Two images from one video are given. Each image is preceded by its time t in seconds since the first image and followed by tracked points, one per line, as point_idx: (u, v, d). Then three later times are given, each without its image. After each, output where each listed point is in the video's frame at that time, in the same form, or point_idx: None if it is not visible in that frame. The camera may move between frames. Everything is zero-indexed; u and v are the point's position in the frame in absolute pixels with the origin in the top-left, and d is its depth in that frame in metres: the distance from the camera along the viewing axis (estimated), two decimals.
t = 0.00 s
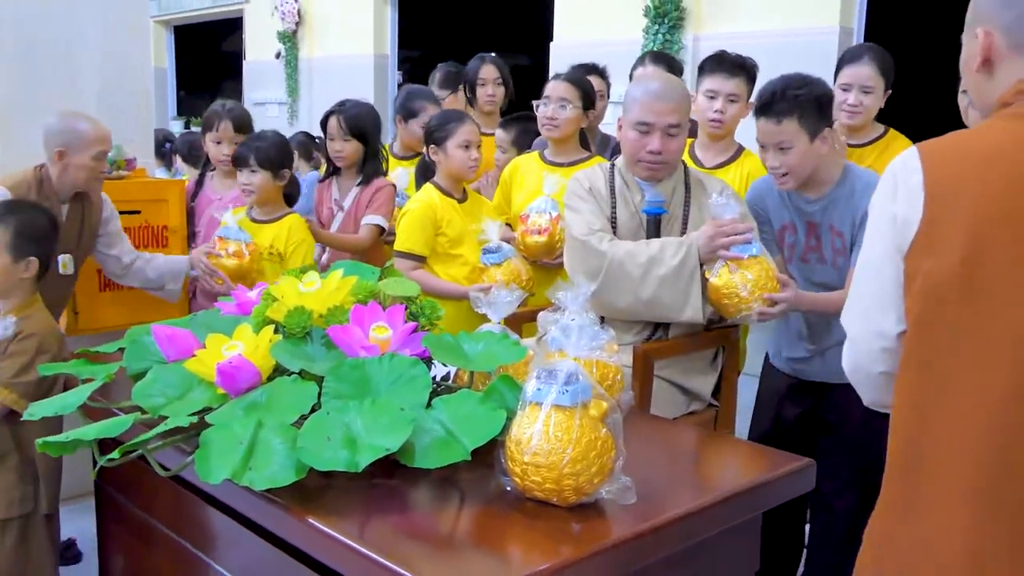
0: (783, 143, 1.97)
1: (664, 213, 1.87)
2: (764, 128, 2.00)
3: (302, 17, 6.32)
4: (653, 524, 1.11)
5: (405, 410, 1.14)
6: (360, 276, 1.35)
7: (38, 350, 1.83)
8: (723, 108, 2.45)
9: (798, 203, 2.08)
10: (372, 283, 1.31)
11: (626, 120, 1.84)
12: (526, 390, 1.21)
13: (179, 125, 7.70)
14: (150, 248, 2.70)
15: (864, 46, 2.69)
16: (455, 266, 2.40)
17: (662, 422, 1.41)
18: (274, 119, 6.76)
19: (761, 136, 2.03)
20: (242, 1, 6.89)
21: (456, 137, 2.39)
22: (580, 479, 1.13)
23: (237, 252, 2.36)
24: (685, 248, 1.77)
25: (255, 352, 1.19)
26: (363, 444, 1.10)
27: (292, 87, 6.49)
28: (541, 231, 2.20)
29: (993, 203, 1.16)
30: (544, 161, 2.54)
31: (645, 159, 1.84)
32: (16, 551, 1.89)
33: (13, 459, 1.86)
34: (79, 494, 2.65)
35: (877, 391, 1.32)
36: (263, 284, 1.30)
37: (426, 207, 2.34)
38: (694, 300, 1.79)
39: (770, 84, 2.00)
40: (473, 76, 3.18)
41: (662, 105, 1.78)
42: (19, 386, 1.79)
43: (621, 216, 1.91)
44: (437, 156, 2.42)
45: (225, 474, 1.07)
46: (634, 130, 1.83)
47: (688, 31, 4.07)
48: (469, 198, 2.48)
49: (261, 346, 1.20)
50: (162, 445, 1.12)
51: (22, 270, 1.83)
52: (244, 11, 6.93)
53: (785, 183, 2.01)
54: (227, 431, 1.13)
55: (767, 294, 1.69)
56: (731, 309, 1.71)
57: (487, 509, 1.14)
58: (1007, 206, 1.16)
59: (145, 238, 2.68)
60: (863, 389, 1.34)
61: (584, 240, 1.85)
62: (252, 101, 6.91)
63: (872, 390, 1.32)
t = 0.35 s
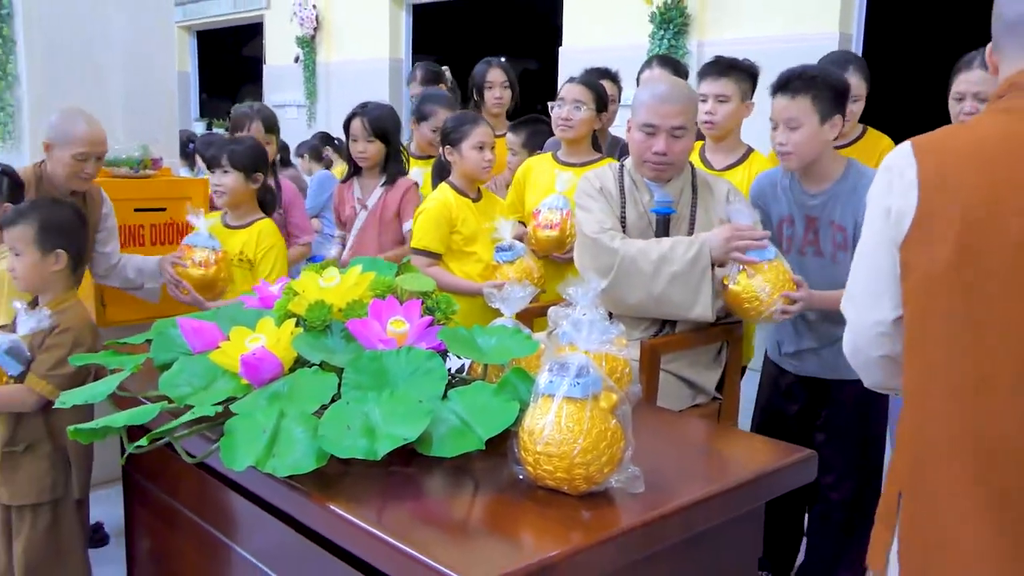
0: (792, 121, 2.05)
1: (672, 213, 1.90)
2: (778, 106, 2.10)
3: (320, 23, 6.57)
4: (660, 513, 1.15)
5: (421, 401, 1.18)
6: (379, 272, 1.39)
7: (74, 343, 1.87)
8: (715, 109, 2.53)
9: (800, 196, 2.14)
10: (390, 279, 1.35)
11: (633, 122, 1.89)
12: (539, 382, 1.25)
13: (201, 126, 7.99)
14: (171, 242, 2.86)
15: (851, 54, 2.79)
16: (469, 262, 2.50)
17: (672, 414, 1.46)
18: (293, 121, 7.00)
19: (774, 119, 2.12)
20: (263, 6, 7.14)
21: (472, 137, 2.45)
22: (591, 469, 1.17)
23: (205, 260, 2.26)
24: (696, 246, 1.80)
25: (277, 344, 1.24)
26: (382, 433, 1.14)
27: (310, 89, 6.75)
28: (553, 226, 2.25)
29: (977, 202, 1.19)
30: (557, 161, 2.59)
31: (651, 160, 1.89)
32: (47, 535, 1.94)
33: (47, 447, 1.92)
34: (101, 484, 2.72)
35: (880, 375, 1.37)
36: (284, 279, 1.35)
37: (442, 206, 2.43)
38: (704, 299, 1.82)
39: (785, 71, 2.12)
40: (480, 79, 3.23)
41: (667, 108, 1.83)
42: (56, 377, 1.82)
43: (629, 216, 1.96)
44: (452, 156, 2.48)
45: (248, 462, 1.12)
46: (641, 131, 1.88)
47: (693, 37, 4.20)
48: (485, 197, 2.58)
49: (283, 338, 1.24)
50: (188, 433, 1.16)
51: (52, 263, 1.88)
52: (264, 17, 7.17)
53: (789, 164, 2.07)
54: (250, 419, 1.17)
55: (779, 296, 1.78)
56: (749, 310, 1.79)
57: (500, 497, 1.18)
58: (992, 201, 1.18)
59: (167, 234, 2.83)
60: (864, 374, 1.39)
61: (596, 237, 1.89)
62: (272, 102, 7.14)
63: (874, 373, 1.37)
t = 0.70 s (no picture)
0: (799, 109, 2.11)
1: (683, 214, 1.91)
2: (786, 98, 2.15)
3: (337, 29, 7.11)
4: (671, 501, 1.19)
5: (441, 393, 1.21)
6: (397, 268, 1.43)
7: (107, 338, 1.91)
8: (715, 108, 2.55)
9: (805, 190, 2.20)
10: (408, 275, 1.40)
11: (645, 127, 1.93)
12: (555, 375, 1.30)
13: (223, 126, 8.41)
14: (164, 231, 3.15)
15: (855, 56, 2.81)
16: (485, 260, 2.64)
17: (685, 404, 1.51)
18: (313, 123, 7.60)
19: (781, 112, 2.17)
20: (285, 14, 7.71)
21: (487, 140, 2.60)
22: (606, 458, 1.20)
23: (170, 253, 2.30)
24: (707, 247, 1.83)
25: (301, 338, 1.28)
26: (403, 424, 1.18)
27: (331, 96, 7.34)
28: (567, 225, 2.30)
29: (983, 203, 1.21)
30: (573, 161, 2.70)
31: (662, 164, 1.93)
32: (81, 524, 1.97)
33: (76, 436, 1.94)
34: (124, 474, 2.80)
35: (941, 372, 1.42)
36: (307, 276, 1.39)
37: (458, 206, 2.57)
38: (717, 297, 1.87)
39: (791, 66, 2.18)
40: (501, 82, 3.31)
41: (678, 113, 1.87)
42: (88, 369, 1.87)
43: (641, 218, 2.01)
44: (469, 158, 2.65)
45: (275, 451, 1.16)
46: (652, 136, 1.92)
47: (699, 41, 4.55)
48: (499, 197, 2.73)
49: (307, 333, 1.28)
50: (216, 424, 1.20)
51: (80, 265, 1.92)
52: (287, 24, 7.76)
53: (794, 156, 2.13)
54: (276, 410, 1.21)
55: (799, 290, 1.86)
56: (772, 308, 1.86)
57: (517, 486, 1.22)
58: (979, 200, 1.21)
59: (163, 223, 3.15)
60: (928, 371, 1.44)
61: (606, 241, 1.93)
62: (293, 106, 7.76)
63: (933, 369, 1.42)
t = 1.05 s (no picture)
0: (819, 108, 2.13)
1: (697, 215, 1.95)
2: (804, 95, 2.16)
3: (356, 34, 7.19)
4: (683, 491, 1.22)
5: (460, 385, 1.24)
6: (417, 265, 1.48)
7: (137, 330, 1.90)
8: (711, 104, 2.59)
9: (813, 184, 2.25)
10: (428, 272, 1.44)
11: (667, 124, 1.96)
12: (570, 368, 1.34)
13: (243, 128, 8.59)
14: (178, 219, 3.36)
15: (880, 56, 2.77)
16: (500, 257, 2.74)
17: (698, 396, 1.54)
18: (331, 125, 7.76)
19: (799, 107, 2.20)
20: (304, 19, 7.82)
21: (501, 141, 2.68)
22: (619, 449, 1.24)
23: (161, 254, 2.22)
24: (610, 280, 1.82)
25: (324, 333, 1.32)
26: (423, 415, 1.21)
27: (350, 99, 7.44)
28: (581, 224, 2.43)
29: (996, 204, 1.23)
30: (587, 162, 2.79)
31: (683, 161, 1.96)
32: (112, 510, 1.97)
33: (110, 425, 1.93)
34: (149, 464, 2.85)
35: None
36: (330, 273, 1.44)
37: (474, 205, 2.65)
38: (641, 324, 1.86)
39: (810, 63, 2.18)
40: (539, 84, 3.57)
41: (701, 111, 1.90)
42: (122, 355, 1.87)
43: (654, 219, 2.05)
44: (485, 158, 2.73)
45: (299, 440, 1.19)
46: (674, 133, 1.95)
47: (707, 45, 4.68)
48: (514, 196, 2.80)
49: (329, 327, 1.33)
50: (242, 413, 1.24)
51: (99, 264, 1.92)
52: (304, 29, 7.89)
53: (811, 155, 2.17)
54: (301, 401, 1.25)
55: (850, 267, 1.97)
56: (825, 283, 1.97)
57: (533, 475, 1.26)
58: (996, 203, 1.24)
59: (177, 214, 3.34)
60: None
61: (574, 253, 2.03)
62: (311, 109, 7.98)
63: None
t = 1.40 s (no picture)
0: (834, 106, 2.20)
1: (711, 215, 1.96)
2: (815, 94, 2.21)
3: (374, 38, 7.35)
4: (693, 480, 1.26)
5: (476, 377, 1.28)
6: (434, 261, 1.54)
7: (148, 322, 1.90)
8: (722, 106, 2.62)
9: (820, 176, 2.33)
10: (445, 268, 1.50)
11: (678, 125, 2.00)
12: (583, 362, 1.37)
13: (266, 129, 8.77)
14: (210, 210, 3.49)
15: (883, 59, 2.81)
16: (514, 254, 2.79)
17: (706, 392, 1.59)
18: (349, 127, 7.90)
19: (808, 104, 2.25)
20: (326, 24, 8.03)
21: (517, 141, 2.74)
22: (630, 440, 1.27)
23: (181, 253, 2.27)
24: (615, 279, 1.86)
25: (344, 326, 1.37)
26: (441, 407, 1.25)
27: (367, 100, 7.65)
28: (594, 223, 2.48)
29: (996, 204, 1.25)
30: (597, 163, 2.83)
31: (695, 160, 2.00)
32: (140, 498, 1.98)
33: (141, 413, 1.96)
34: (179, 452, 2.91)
35: None
36: (350, 268, 1.53)
37: (489, 203, 2.71)
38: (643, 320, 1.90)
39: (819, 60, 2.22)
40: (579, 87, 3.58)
41: (712, 111, 1.94)
42: (132, 343, 1.87)
43: (665, 219, 2.09)
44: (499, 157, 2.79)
45: (321, 429, 1.23)
46: (686, 134, 1.99)
47: (713, 50, 4.74)
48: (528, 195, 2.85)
49: (350, 320, 1.38)
50: (267, 403, 1.29)
51: (118, 256, 1.96)
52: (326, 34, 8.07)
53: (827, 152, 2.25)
54: (323, 393, 1.29)
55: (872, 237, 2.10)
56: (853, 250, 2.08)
57: (546, 464, 1.29)
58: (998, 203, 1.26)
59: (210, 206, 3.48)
60: None
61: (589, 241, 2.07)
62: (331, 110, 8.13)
63: None
